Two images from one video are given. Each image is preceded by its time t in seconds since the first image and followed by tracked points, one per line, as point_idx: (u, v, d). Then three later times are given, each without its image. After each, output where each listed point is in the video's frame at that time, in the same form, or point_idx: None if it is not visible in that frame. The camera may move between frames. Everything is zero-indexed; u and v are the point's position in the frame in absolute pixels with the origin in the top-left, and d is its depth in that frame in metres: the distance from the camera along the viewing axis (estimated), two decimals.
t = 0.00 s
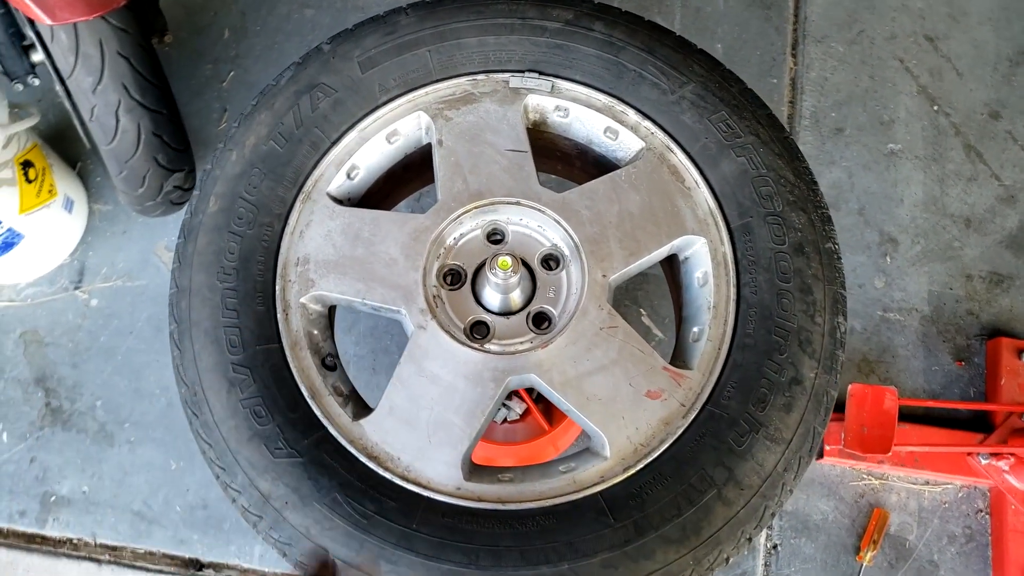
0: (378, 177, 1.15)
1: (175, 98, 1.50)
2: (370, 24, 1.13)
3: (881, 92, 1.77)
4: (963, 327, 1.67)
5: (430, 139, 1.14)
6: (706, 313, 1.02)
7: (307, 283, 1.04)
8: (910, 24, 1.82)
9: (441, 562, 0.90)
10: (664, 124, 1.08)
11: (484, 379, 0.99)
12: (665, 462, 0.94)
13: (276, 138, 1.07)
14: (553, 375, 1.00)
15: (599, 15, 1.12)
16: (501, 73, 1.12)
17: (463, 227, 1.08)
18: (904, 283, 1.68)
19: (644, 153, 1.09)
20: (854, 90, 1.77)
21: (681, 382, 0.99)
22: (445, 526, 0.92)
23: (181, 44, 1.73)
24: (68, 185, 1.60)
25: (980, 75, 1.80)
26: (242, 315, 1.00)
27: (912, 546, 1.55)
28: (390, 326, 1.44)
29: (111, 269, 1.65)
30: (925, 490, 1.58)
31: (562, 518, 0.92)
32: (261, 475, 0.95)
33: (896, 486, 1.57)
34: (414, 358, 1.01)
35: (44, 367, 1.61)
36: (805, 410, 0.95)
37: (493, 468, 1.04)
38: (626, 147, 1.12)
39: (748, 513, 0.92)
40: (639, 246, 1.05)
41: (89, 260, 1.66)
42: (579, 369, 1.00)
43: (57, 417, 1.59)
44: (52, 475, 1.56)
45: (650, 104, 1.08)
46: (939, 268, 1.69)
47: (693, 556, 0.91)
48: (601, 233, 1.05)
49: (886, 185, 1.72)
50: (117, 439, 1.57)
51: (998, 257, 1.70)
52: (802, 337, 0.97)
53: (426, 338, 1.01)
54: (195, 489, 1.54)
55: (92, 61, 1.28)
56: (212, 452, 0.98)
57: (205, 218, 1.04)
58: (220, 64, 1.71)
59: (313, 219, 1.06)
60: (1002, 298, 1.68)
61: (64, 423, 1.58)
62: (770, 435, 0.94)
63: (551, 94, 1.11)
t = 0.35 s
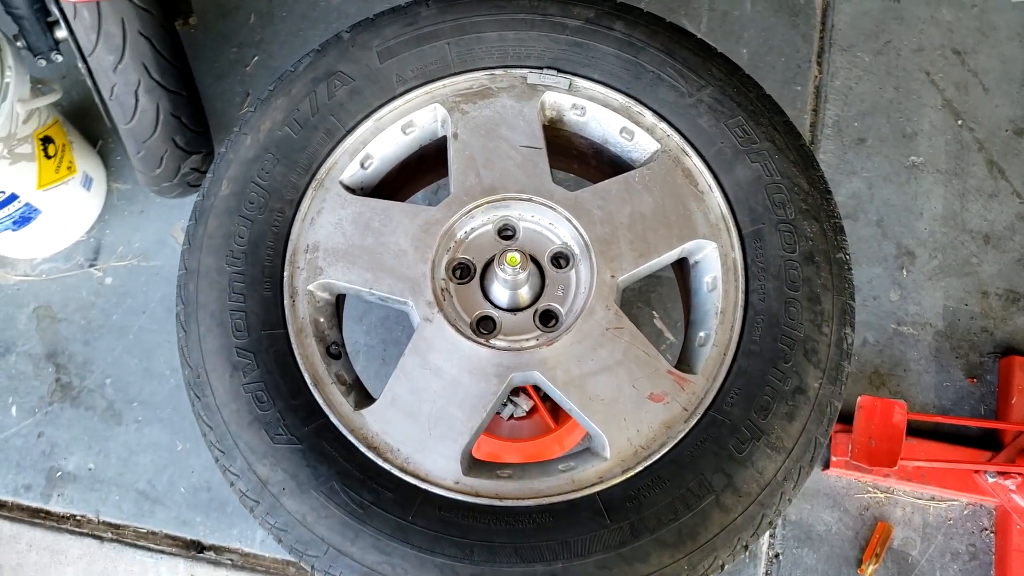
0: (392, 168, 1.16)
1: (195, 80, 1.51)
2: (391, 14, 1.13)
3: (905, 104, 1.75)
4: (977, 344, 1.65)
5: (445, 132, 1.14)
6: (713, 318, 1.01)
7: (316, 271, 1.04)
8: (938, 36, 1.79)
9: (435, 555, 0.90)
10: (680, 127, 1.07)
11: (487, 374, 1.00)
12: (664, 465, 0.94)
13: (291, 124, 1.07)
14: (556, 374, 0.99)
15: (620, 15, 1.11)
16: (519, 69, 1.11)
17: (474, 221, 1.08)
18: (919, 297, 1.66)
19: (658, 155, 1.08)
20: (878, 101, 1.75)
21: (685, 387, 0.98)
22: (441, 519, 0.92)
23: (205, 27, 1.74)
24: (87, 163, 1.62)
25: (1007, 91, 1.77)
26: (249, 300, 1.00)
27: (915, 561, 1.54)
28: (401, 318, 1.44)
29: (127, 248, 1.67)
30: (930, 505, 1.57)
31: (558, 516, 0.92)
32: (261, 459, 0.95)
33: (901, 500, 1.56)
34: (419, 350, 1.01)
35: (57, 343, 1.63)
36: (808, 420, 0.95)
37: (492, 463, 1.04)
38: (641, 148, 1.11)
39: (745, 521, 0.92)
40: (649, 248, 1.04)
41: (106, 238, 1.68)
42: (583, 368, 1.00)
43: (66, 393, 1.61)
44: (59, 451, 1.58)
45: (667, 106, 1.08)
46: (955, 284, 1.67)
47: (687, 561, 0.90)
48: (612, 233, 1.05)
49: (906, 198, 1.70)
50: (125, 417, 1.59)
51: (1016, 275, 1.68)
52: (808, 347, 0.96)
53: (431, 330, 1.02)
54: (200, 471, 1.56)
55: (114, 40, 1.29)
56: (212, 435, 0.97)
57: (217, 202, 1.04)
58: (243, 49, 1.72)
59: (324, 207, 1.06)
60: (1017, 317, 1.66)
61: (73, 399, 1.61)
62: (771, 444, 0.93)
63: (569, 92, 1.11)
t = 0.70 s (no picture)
0: (401, 168, 1.17)
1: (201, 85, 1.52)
2: (398, 17, 1.14)
3: (904, 103, 1.77)
4: (979, 338, 1.67)
5: (453, 133, 1.15)
6: (721, 314, 1.03)
7: (326, 272, 1.04)
8: (935, 36, 1.82)
9: (450, 553, 0.90)
10: (686, 126, 1.09)
11: (498, 372, 1.00)
12: (675, 460, 0.95)
13: (300, 126, 1.08)
14: (567, 371, 1.00)
15: (625, 16, 1.13)
16: (526, 70, 1.13)
17: (483, 221, 1.09)
18: (921, 293, 1.68)
19: (664, 154, 1.09)
20: (878, 100, 1.77)
21: (694, 382, 1.00)
22: (454, 517, 0.92)
23: (208, 33, 1.75)
24: (92, 168, 1.63)
25: (1003, 89, 1.79)
26: (258, 301, 0.99)
27: (923, 554, 1.56)
28: (409, 319, 1.45)
29: (132, 254, 1.67)
30: (936, 498, 1.58)
31: (571, 512, 0.93)
32: (273, 461, 0.94)
33: (907, 493, 1.58)
34: (430, 349, 1.01)
35: (62, 350, 1.64)
36: (816, 413, 0.96)
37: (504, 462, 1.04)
38: (647, 148, 1.13)
39: (756, 514, 0.93)
40: (657, 246, 1.06)
41: (111, 243, 1.68)
42: (594, 365, 1.01)
43: (71, 400, 1.61)
44: (64, 459, 1.58)
45: (672, 106, 1.09)
46: (956, 280, 1.69)
47: (700, 555, 0.91)
48: (619, 231, 1.06)
49: (906, 195, 1.72)
50: (131, 424, 1.59)
51: (1015, 270, 1.70)
52: (815, 341, 0.97)
53: (442, 330, 1.02)
54: (208, 475, 1.56)
55: (120, 44, 1.29)
56: (223, 437, 0.96)
57: (225, 203, 1.04)
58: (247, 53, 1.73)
59: (333, 208, 1.06)
60: (1017, 311, 1.68)
61: (79, 406, 1.61)
62: (780, 437, 0.94)
63: (575, 93, 1.12)
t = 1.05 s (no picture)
0: (388, 180, 1.16)
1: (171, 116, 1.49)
2: (370, 29, 1.14)
3: (863, 76, 1.82)
4: (958, 296, 1.72)
5: (437, 139, 1.15)
6: (720, 291, 1.04)
7: (325, 288, 1.03)
8: (883, 10, 1.87)
9: (483, 556, 0.90)
10: (667, 112, 1.10)
11: (508, 370, 1.00)
12: (694, 439, 0.96)
13: (283, 145, 1.07)
14: (577, 363, 1.01)
15: (595, 10, 1.14)
16: (504, 71, 1.13)
17: (477, 223, 1.10)
18: (899, 257, 1.72)
19: (648, 141, 1.11)
20: (837, 75, 1.82)
21: (703, 360, 1.01)
22: (484, 519, 0.92)
23: (169, 66, 1.73)
24: (63, 213, 1.59)
25: (954, 54, 1.86)
26: (261, 325, 0.98)
27: (929, 511, 1.59)
28: (402, 333, 1.45)
29: (112, 296, 1.64)
30: (936, 456, 1.62)
31: (598, 502, 0.93)
32: (293, 483, 0.93)
33: (907, 454, 1.61)
34: (438, 356, 1.01)
35: (48, 402, 1.59)
36: (825, 378, 0.98)
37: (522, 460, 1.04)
38: (630, 137, 1.14)
39: (779, 482, 0.94)
40: (651, 231, 1.07)
41: (88, 288, 1.64)
42: (602, 354, 1.01)
43: (63, 451, 1.57)
44: (62, 511, 1.54)
45: (650, 93, 1.11)
46: (930, 242, 1.74)
47: (729, 529, 0.92)
48: (613, 220, 1.07)
49: (874, 164, 1.77)
50: (129, 468, 1.56)
51: (985, 226, 1.75)
52: (815, 308, 0.99)
53: (448, 335, 1.02)
54: (214, 512, 1.53)
55: (87, 81, 1.27)
56: (240, 465, 0.95)
57: (216, 230, 1.03)
58: (211, 84, 1.72)
59: (326, 224, 1.06)
60: (990, 266, 1.74)
61: (71, 456, 1.57)
62: (794, 405, 0.96)
63: (554, 89, 1.13)
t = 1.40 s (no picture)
0: (388, 178, 1.17)
1: (155, 133, 1.49)
2: (359, 31, 1.15)
3: (829, 52, 1.88)
4: (940, 257, 1.76)
5: (435, 135, 1.15)
6: (728, 261, 1.06)
7: (339, 289, 1.03)
8: None
9: (524, 538, 0.90)
10: (658, 91, 1.12)
11: (529, 354, 1.01)
12: (718, 405, 0.98)
13: (284, 151, 1.07)
14: (596, 341, 1.02)
15: None
16: (495, 62, 1.15)
17: (482, 213, 1.11)
18: (881, 224, 1.77)
19: (643, 121, 1.13)
20: (804, 52, 1.87)
21: (718, 329, 1.03)
22: (520, 502, 0.92)
23: (145, 88, 1.71)
24: (46, 244, 1.56)
25: (913, 25, 1.92)
26: (279, 329, 0.98)
27: (932, 467, 1.62)
28: (402, 337, 1.46)
29: (103, 323, 1.61)
30: (934, 413, 1.66)
31: (631, 474, 0.94)
32: (327, 483, 0.92)
33: (907, 414, 1.64)
34: (458, 346, 1.02)
35: (45, 437, 1.55)
36: (838, 335, 1.00)
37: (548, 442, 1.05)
38: (624, 118, 1.16)
39: (805, 440, 0.96)
40: (655, 208, 1.09)
41: (77, 318, 1.61)
42: (619, 331, 1.03)
43: (65, 485, 1.52)
44: (69, 547, 1.49)
45: (641, 73, 1.13)
46: (909, 207, 1.78)
47: (761, 489, 0.94)
48: (617, 200, 1.09)
49: (848, 136, 1.82)
50: (135, 497, 1.52)
51: (959, 188, 1.80)
52: (823, 268, 1.02)
53: (465, 324, 1.02)
54: (226, 534, 1.50)
55: (72, 104, 1.25)
56: (270, 471, 0.94)
57: (224, 239, 1.03)
58: (186, 104, 1.70)
59: (333, 225, 1.06)
60: (968, 226, 1.78)
61: (74, 490, 1.52)
62: (811, 363, 0.98)
63: (546, 77, 1.15)
